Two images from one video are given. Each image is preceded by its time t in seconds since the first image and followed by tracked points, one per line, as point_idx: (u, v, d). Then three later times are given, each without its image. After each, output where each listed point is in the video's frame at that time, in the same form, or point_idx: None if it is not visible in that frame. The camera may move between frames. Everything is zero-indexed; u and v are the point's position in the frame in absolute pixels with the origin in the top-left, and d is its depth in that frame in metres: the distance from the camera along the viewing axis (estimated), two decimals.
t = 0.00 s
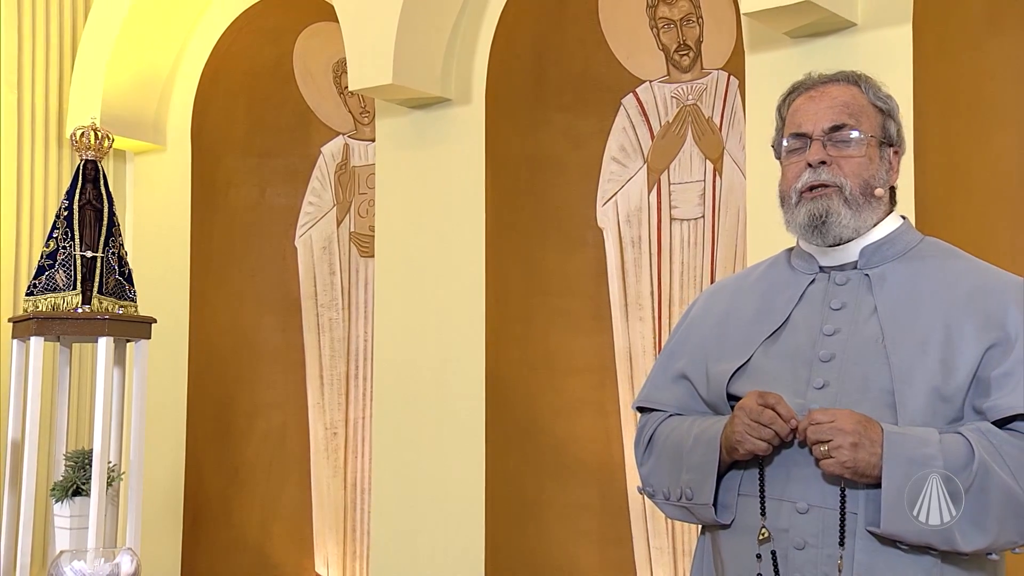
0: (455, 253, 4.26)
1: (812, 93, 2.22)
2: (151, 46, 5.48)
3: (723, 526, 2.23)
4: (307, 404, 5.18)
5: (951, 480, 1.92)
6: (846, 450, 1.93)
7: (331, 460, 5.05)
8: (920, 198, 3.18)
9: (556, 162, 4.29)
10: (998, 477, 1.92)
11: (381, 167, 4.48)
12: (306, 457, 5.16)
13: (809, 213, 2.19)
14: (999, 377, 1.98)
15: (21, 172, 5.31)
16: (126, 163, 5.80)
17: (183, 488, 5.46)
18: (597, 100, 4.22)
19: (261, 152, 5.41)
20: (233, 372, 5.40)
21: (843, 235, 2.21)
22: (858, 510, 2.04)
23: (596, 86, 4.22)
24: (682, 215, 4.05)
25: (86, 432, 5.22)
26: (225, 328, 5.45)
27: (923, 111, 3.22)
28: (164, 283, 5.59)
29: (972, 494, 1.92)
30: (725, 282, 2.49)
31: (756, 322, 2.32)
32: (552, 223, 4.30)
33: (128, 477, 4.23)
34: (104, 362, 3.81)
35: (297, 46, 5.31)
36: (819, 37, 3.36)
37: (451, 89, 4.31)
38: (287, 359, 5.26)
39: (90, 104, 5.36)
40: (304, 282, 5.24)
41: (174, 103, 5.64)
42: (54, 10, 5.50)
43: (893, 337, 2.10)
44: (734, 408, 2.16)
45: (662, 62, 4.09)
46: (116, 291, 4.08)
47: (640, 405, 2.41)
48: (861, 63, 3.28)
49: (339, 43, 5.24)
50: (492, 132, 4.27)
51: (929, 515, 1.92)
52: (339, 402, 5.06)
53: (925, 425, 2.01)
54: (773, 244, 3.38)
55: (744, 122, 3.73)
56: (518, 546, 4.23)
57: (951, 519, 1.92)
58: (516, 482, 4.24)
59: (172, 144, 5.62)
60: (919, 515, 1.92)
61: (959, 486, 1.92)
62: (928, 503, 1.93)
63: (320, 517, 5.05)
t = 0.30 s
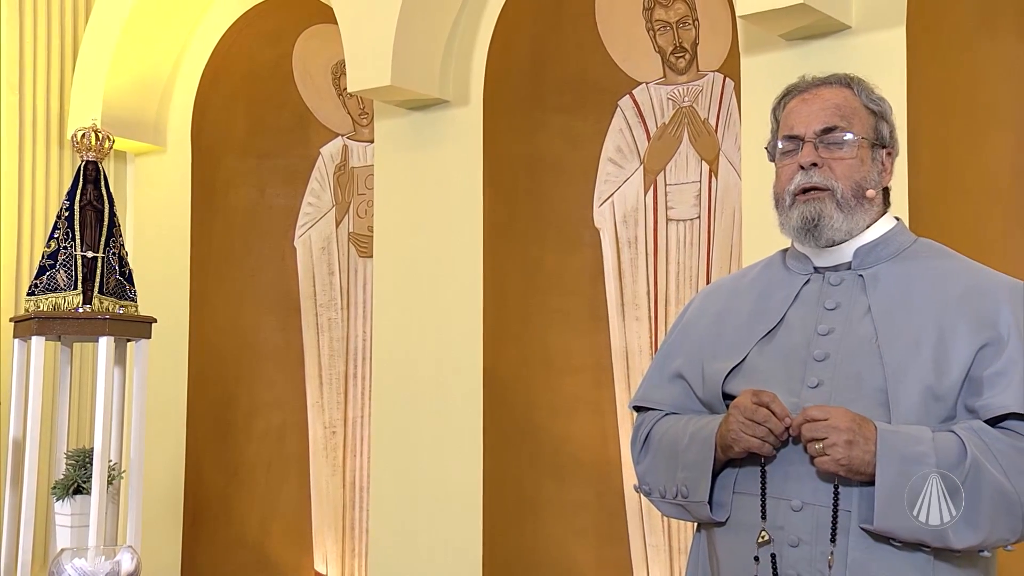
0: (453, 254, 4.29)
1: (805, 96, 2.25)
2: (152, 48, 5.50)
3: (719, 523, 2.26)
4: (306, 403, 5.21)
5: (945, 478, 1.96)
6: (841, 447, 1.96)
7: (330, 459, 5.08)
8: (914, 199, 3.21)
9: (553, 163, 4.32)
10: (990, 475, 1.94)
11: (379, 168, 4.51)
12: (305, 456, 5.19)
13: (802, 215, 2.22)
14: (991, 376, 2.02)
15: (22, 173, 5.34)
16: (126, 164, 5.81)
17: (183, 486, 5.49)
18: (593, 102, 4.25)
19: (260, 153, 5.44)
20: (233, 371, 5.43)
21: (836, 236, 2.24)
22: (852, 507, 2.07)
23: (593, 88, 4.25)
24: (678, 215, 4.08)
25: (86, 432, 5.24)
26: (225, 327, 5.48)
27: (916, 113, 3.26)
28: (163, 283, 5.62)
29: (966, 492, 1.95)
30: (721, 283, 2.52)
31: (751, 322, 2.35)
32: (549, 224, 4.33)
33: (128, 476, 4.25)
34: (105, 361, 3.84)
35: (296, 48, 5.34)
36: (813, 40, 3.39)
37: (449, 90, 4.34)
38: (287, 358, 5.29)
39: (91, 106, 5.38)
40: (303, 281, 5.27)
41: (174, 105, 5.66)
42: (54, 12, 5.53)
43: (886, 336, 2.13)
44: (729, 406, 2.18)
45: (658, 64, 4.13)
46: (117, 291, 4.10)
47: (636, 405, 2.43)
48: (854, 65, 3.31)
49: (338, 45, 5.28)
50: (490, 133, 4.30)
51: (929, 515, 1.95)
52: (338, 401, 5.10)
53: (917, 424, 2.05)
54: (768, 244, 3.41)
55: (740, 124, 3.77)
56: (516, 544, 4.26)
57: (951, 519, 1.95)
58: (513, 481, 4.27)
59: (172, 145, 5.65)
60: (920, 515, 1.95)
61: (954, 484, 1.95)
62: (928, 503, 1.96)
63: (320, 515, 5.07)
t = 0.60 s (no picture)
0: (451, 254, 4.32)
1: (801, 97, 2.29)
2: (153, 50, 5.53)
3: (714, 520, 2.29)
4: (306, 402, 5.24)
5: (935, 474, 1.99)
6: (834, 440, 1.99)
7: (329, 458, 5.11)
8: (907, 199, 3.23)
9: (550, 164, 4.35)
10: (981, 472, 1.97)
11: (378, 169, 4.54)
12: (305, 455, 5.22)
13: (798, 213, 2.25)
14: (982, 375, 2.05)
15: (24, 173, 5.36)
16: (127, 165, 5.84)
17: (183, 485, 5.52)
18: (590, 103, 4.28)
19: (260, 154, 5.47)
20: (232, 371, 5.46)
21: (831, 235, 2.27)
22: (844, 503, 2.10)
23: (589, 89, 4.28)
24: (674, 216, 4.11)
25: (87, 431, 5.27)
26: (225, 327, 5.51)
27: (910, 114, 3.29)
28: (163, 283, 5.65)
29: (959, 488, 1.98)
30: (716, 283, 2.55)
31: (746, 321, 2.38)
32: (546, 224, 4.36)
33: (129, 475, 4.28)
34: (106, 361, 3.87)
35: (296, 49, 5.37)
36: (807, 43, 3.43)
37: (447, 92, 4.37)
38: (286, 358, 5.32)
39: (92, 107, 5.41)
40: (303, 281, 5.30)
41: (175, 106, 5.70)
42: (56, 13, 5.56)
43: (879, 336, 2.16)
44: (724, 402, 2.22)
45: (655, 66, 4.16)
46: (118, 291, 4.13)
47: (632, 403, 2.46)
48: (848, 67, 3.35)
49: (337, 47, 5.31)
50: (487, 134, 4.34)
51: (929, 515, 1.98)
52: (337, 401, 5.13)
53: (910, 421, 2.08)
54: (763, 245, 3.44)
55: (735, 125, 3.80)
56: (513, 542, 4.28)
57: (950, 519, 1.97)
58: (510, 479, 4.30)
59: (172, 146, 5.68)
60: (920, 514, 1.98)
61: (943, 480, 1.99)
62: (928, 503, 1.98)
63: (319, 514, 5.10)
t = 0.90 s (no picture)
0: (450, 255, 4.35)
1: (796, 98, 2.31)
2: (154, 51, 5.56)
3: (709, 518, 2.32)
4: (305, 402, 5.27)
5: (927, 472, 2.02)
6: (827, 439, 2.01)
7: (329, 457, 5.15)
8: (901, 200, 3.27)
9: (548, 165, 4.39)
10: (973, 470, 2.00)
11: (377, 170, 4.58)
12: (304, 454, 5.25)
13: (791, 209, 2.28)
14: (975, 374, 2.08)
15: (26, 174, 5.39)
16: (129, 166, 5.86)
17: (184, 484, 5.55)
18: (587, 105, 4.32)
19: (260, 155, 5.51)
20: (233, 371, 5.50)
21: (823, 234, 2.30)
22: (838, 502, 2.12)
23: (587, 91, 4.32)
24: (670, 217, 4.14)
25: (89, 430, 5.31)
26: (225, 327, 5.54)
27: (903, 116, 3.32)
28: (164, 283, 5.69)
29: (953, 487, 2.00)
30: (712, 283, 2.58)
31: (742, 321, 2.41)
32: (544, 225, 4.40)
33: (130, 473, 4.32)
34: (107, 360, 3.90)
35: (296, 51, 5.41)
36: (802, 46, 3.46)
37: (446, 94, 4.40)
38: (286, 357, 5.36)
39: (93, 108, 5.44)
40: (303, 281, 5.33)
41: (176, 108, 5.73)
42: (59, 15, 5.59)
43: (873, 336, 2.19)
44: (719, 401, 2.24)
45: (652, 68, 4.19)
46: (119, 291, 4.17)
47: (628, 402, 2.50)
48: (843, 69, 3.38)
49: (336, 49, 5.33)
50: (486, 136, 4.37)
51: (929, 515, 2.00)
52: (336, 400, 5.16)
53: (903, 420, 2.11)
54: (758, 246, 3.48)
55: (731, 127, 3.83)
56: (511, 540, 4.32)
57: (950, 519, 1.99)
58: (509, 478, 4.33)
59: (173, 147, 5.71)
60: (920, 514, 2.00)
61: (935, 478, 2.01)
62: (928, 503, 2.01)
63: (319, 512, 5.14)
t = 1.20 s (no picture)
0: (449, 256, 4.39)
1: (789, 101, 2.32)
2: (155, 53, 5.59)
3: (703, 518, 2.33)
4: (306, 401, 5.31)
5: (920, 473, 2.02)
6: (821, 442, 2.02)
7: (328, 456, 5.18)
8: (894, 200, 3.32)
9: (546, 167, 4.43)
10: (966, 471, 2.00)
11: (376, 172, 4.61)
12: (304, 453, 5.29)
13: (787, 222, 2.31)
14: (968, 374, 2.10)
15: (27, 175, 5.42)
16: (130, 168, 5.90)
17: (184, 482, 5.58)
18: (585, 107, 4.36)
19: (261, 156, 5.55)
20: (233, 371, 5.53)
21: (820, 241, 2.32)
22: (832, 503, 2.13)
23: (584, 93, 4.36)
24: (667, 218, 4.18)
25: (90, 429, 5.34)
26: (225, 327, 5.57)
27: (897, 118, 3.35)
28: (164, 284, 5.72)
29: (946, 487, 2.01)
30: (707, 283, 2.61)
31: (736, 321, 2.43)
32: (542, 225, 4.44)
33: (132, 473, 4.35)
34: (109, 360, 3.93)
35: (297, 53, 5.44)
36: (798, 48, 3.49)
37: (445, 96, 4.44)
38: (287, 357, 5.39)
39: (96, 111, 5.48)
40: (303, 282, 5.36)
41: (177, 110, 5.76)
42: (60, 17, 5.61)
43: (866, 336, 2.22)
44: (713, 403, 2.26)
45: (648, 71, 4.23)
46: (120, 291, 4.20)
47: (624, 402, 2.52)
48: (838, 72, 3.42)
49: (335, 51, 5.37)
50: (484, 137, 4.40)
51: (929, 515, 2.01)
52: (336, 400, 5.20)
53: (897, 420, 2.13)
54: (754, 246, 3.51)
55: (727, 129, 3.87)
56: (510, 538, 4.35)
57: (950, 519, 2.00)
58: (507, 476, 4.36)
59: (174, 149, 5.74)
60: (920, 515, 2.01)
61: (927, 479, 2.02)
62: (928, 503, 2.02)
63: (319, 511, 5.17)
